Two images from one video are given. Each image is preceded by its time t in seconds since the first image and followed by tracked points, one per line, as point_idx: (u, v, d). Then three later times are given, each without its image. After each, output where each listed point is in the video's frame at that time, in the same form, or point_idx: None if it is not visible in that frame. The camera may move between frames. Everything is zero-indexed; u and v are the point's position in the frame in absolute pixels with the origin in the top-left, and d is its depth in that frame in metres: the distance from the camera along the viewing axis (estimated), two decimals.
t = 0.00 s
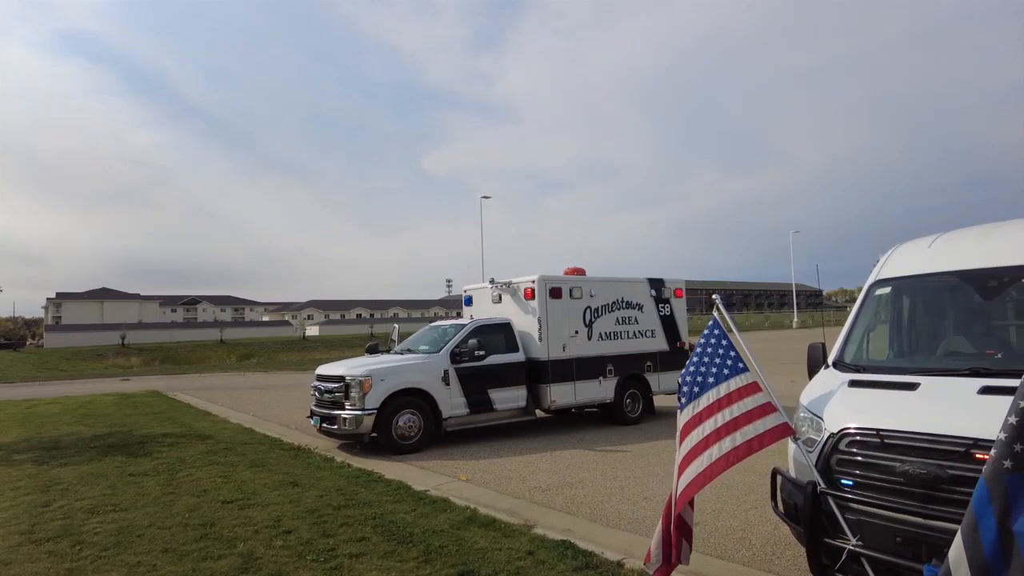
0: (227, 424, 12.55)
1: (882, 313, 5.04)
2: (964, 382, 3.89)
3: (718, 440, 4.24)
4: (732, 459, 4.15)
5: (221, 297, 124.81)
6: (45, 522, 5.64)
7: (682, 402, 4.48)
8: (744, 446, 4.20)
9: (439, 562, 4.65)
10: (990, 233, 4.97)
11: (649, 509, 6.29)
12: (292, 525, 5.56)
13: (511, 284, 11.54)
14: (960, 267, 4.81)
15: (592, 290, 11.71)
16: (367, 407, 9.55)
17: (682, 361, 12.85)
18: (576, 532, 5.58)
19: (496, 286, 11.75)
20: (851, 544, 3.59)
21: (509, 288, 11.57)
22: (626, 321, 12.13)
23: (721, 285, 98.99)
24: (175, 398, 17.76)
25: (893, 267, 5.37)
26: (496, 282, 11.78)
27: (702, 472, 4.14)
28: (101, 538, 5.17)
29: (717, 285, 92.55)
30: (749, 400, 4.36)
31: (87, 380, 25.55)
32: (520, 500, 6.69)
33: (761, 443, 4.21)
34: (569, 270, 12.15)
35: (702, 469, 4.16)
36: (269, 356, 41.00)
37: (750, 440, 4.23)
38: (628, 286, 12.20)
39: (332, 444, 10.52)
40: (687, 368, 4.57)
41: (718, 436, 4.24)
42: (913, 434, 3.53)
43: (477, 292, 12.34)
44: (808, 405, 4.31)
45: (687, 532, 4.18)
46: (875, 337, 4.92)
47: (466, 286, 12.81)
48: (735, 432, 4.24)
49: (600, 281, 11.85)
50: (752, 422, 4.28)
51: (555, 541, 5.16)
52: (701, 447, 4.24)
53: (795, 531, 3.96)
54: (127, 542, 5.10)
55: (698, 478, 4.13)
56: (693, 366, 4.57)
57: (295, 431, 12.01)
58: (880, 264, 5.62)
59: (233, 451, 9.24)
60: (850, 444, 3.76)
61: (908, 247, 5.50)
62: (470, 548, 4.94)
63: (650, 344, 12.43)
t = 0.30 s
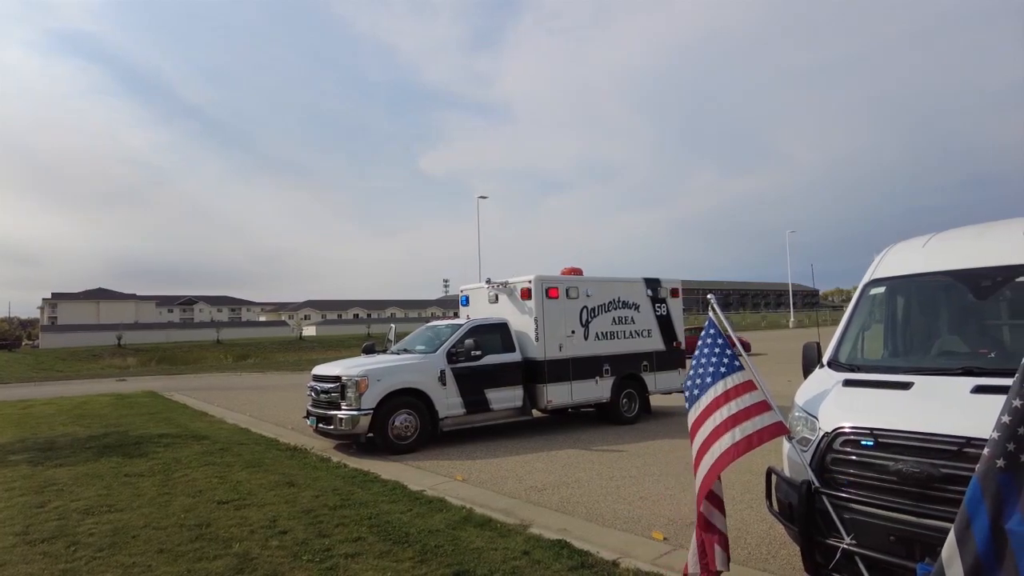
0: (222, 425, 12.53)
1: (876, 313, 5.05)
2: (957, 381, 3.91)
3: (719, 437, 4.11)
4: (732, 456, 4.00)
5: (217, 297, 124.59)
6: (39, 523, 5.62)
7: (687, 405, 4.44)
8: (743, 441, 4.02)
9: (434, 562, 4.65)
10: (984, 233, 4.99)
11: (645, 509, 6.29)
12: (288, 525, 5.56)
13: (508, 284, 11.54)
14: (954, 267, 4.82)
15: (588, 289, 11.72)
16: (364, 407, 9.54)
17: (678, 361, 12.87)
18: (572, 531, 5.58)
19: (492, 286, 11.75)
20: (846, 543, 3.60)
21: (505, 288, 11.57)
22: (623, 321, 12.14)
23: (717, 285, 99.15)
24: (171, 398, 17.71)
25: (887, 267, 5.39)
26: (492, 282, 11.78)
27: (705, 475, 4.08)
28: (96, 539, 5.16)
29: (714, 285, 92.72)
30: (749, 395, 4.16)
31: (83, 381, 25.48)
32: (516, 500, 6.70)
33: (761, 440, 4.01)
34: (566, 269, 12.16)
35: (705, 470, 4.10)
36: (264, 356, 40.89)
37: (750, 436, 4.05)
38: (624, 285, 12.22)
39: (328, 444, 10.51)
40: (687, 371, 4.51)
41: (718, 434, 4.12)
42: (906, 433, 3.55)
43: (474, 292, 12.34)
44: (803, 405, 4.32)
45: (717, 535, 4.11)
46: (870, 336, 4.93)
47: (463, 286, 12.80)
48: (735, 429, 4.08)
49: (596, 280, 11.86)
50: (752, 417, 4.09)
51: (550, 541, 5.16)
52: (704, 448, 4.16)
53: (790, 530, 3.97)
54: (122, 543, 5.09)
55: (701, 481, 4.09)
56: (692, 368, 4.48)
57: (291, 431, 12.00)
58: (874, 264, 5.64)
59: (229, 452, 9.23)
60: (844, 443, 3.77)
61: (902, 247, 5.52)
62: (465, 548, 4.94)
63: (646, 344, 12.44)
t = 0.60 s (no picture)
0: (217, 425, 12.49)
1: (869, 312, 5.07)
2: (949, 380, 3.93)
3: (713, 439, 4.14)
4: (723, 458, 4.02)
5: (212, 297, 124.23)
6: (31, 524, 5.60)
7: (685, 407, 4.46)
8: (733, 444, 4.02)
9: (428, 562, 4.64)
10: (975, 233, 5.01)
11: (639, 508, 6.30)
12: (282, 525, 5.56)
13: (503, 283, 11.54)
14: (946, 267, 4.85)
15: (583, 289, 11.72)
16: (359, 407, 9.53)
17: (673, 360, 12.89)
18: (566, 531, 5.57)
19: (488, 286, 11.75)
20: (837, 542, 3.62)
21: (501, 287, 11.57)
22: (618, 321, 12.15)
23: (713, 285, 99.36)
24: (165, 399, 17.64)
25: (880, 266, 5.41)
26: (487, 281, 11.78)
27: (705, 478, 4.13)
28: (89, 540, 5.14)
29: (709, 285, 92.91)
30: (739, 397, 4.15)
31: (77, 382, 25.36)
32: (510, 499, 6.70)
33: (750, 441, 3.99)
34: (562, 269, 12.17)
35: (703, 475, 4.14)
36: (260, 357, 40.85)
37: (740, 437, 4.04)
38: (619, 285, 12.23)
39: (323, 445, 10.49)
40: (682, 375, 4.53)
41: (712, 437, 4.15)
42: (897, 432, 3.56)
43: (469, 292, 12.33)
44: (795, 404, 4.32)
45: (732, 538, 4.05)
46: (863, 336, 4.94)
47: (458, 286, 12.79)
48: (725, 431, 4.09)
49: (591, 280, 11.87)
50: (742, 419, 4.08)
51: (544, 541, 5.15)
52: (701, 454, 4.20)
53: (783, 529, 3.98)
54: (114, 544, 5.08)
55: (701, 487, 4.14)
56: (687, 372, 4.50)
57: (285, 431, 11.97)
58: (867, 263, 5.65)
59: (224, 452, 9.20)
60: (836, 442, 3.78)
61: (894, 247, 5.54)
62: (459, 548, 4.94)
63: (642, 344, 12.45)
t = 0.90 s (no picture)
0: (210, 425, 12.45)
1: (861, 312, 5.09)
2: (939, 379, 3.95)
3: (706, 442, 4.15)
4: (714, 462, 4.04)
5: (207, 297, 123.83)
6: (23, 526, 5.57)
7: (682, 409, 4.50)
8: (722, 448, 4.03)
9: (421, 562, 4.64)
10: (966, 233, 5.04)
11: (633, 508, 6.30)
12: (275, 525, 5.55)
13: (497, 283, 11.54)
14: (937, 267, 4.87)
15: (578, 289, 11.73)
16: (353, 408, 9.51)
17: (667, 360, 12.91)
18: (559, 531, 5.58)
19: (482, 286, 11.75)
20: (828, 540, 3.63)
21: (495, 287, 11.57)
22: (612, 320, 12.17)
23: (708, 285, 99.57)
24: (159, 400, 17.58)
25: (871, 266, 5.43)
26: (482, 281, 11.77)
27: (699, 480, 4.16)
28: (80, 541, 5.12)
29: (704, 284, 93.09)
30: (729, 399, 4.15)
31: (70, 382, 25.24)
32: (504, 499, 6.70)
33: (738, 443, 3.96)
34: (556, 269, 12.18)
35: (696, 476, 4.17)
36: (255, 356, 40.76)
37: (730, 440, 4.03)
38: (614, 285, 12.25)
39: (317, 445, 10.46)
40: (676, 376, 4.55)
41: (705, 440, 4.16)
42: (888, 431, 3.58)
43: (464, 292, 12.33)
44: (787, 403, 4.33)
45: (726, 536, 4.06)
46: (855, 335, 4.96)
47: (453, 285, 12.78)
48: (716, 435, 4.10)
49: (586, 280, 11.88)
50: (732, 421, 4.07)
51: (537, 540, 5.15)
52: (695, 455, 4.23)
53: (775, 527, 3.99)
54: (107, 545, 5.06)
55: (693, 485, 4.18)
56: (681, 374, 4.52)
57: (279, 431, 11.94)
58: (859, 263, 5.67)
59: (217, 452, 9.18)
60: (828, 441, 3.80)
61: (886, 247, 5.56)
62: (453, 548, 4.94)
63: (636, 344, 12.47)
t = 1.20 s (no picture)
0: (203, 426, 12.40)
1: (851, 311, 5.12)
2: (928, 379, 3.98)
3: (695, 445, 4.16)
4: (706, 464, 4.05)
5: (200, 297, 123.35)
6: (12, 527, 5.54)
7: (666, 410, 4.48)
8: (713, 450, 4.04)
9: (413, 562, 4.64)
10: (956, 233, 5.08)
11: (625, 508, 6.32)
12: (267, 526, 5.53)
13: (491, 283, 11.54)
14: (927, 267, 4.90)
15: (571, 289, 11.75)
16: (346, 408, 9.50)
17: (660, 360, 12.94)
18: (552, 531, 5.59)
19: (476, 286, 11.75)
20: (818, 539, 3.65)
21: (489, 287, 11.57)
22: (605, 320, 12.19)
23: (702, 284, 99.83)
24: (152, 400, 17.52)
25: (862, 266, 5.46)
26: (475, 281, 11.78)
27: (688, 482, 4.15)
28: (71, 543, 5.11)
29: (698, 284, 93.32)
30: (718, 400, 4.17)
31: (63, 383, 25.13)
32: (497, 499, 6.70)
33: (728, 445, 3.98)
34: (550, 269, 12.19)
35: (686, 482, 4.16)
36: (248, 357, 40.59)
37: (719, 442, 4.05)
38: (607, 285, 12.28)
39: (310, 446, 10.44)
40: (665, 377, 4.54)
41: (695, 442, 4.16)
42: (877, 430, 3.60)
43: (457, 291, 12.33)
44: (778, 402, 4.35)
45: (697, 529, 4.22)
46: (845, 335, 4.98)
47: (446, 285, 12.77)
48: (707, 436, 4.11)
49: (580, 280, 11.90)
50: (723, 422, 4.09)
51: (529, 540, 5.16)
52: (682, 461, 4.22)
53: (765, 526, 4.01)
54: (96, 546, 5.04)
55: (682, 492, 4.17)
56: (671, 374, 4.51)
57: (272, 432, 11.90)
58: (850, 263, 5.70)
59: (210, 453, 9.15)
60: (818, 440, 3.81)
61: (876, 247, 5.59)
62: (445, 547, 4.94)
63: (629, 344, 12.50)
